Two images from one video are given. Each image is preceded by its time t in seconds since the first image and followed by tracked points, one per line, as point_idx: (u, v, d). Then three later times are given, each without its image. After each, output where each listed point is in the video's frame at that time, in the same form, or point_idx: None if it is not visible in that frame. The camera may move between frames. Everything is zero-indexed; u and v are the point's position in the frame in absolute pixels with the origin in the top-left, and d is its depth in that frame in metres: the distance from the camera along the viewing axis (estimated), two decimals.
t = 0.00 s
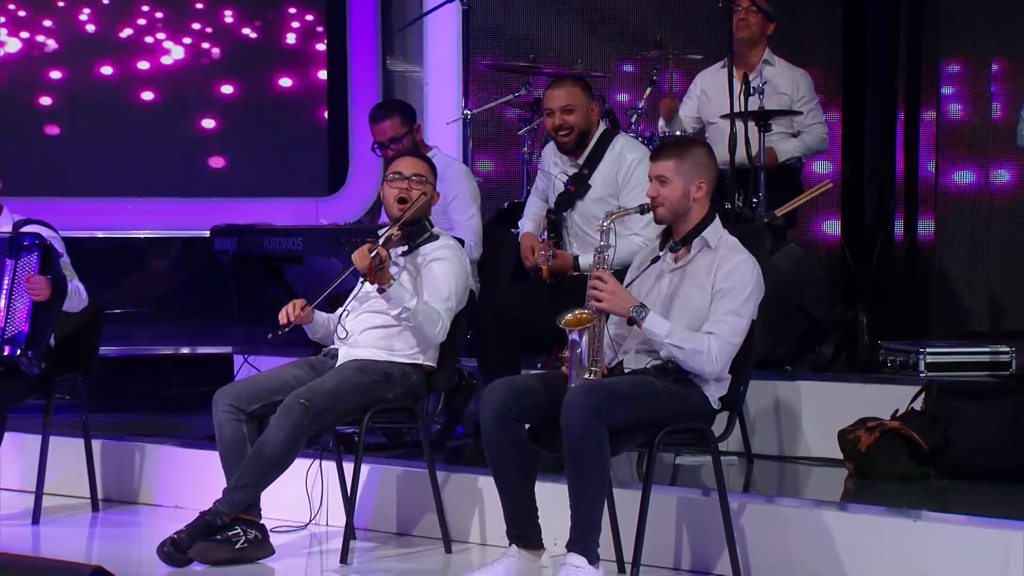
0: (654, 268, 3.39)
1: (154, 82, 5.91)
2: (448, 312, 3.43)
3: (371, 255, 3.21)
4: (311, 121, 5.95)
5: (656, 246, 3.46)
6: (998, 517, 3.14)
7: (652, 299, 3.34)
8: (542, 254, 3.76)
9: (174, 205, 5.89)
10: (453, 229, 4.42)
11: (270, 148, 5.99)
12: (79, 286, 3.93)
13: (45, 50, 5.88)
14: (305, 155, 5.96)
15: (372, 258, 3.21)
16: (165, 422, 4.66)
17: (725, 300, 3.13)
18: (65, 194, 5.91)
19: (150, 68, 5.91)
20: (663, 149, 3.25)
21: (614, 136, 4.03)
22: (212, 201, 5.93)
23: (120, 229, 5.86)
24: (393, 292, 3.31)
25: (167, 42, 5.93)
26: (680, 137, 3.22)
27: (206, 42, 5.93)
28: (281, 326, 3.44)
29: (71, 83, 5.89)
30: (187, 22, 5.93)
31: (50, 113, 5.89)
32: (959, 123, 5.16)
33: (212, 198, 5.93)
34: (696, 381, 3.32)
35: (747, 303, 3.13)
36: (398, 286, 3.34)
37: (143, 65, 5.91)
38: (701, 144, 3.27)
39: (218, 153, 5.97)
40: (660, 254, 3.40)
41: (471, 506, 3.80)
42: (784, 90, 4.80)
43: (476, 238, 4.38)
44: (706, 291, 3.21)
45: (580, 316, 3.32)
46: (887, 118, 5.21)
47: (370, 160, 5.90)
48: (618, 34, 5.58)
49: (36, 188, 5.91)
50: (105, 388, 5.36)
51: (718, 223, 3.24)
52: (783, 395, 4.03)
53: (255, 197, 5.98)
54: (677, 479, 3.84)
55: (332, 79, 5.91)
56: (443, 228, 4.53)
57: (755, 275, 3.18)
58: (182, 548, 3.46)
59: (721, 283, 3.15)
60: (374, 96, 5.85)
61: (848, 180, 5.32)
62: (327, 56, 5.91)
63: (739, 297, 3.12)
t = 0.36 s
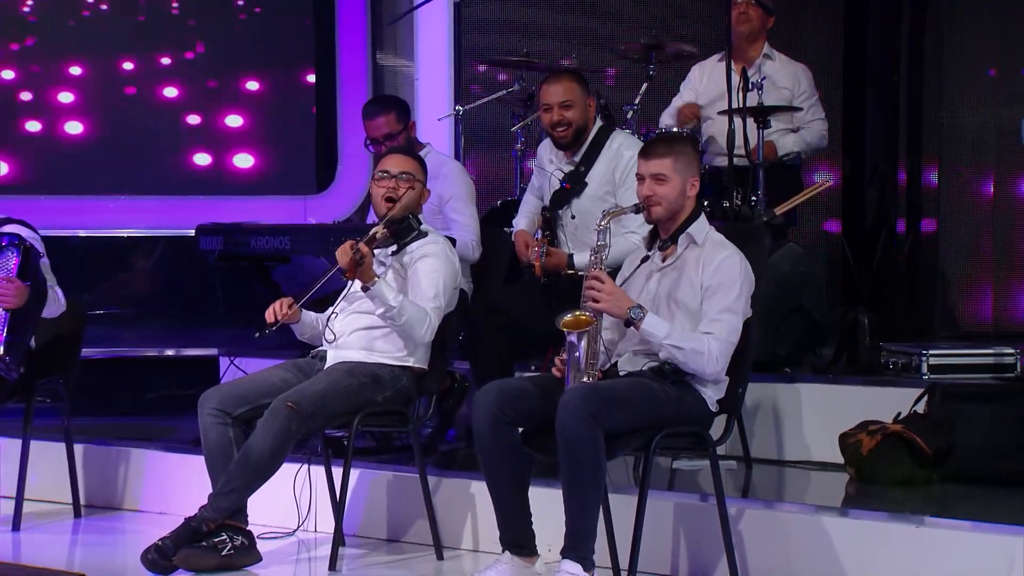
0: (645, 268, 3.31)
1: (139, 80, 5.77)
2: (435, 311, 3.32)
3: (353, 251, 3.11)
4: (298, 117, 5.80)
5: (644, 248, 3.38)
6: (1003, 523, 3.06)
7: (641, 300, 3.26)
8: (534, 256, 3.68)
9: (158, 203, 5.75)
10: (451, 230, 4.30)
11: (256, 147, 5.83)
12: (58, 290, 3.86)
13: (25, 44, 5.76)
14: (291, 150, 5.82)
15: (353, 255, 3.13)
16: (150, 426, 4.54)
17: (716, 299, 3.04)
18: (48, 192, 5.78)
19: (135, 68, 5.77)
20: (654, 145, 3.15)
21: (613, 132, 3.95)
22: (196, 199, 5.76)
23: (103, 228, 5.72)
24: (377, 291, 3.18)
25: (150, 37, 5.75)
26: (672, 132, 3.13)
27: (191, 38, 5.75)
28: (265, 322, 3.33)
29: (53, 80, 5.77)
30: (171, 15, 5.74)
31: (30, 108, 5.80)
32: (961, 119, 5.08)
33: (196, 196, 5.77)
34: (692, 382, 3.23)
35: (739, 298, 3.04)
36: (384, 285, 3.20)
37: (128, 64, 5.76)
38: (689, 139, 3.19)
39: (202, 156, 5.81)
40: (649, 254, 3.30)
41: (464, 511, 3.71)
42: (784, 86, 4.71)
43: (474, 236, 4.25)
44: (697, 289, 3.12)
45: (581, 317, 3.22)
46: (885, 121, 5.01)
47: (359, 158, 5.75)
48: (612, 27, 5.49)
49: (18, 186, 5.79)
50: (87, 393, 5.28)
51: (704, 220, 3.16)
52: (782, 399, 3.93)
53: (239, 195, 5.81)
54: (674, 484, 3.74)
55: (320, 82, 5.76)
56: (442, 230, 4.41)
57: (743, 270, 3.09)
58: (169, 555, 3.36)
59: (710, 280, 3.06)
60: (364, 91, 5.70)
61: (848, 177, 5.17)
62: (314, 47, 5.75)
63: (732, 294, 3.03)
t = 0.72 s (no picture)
0: (645, 266, 3.22)
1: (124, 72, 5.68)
2: (434, 314, 3.25)
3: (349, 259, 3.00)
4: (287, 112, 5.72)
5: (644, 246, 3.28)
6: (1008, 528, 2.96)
7: (642, 299, 3.17)
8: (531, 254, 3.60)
9: (146, 201, 5.65)
10: (449, 231, 4.23)
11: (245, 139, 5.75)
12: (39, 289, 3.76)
13: (9, 38, 5.64)
14: (285, 146, 5.73)
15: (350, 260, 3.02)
16: (138, 429, 4.45)
17: (717, 295, 2.96)
18: (31, 190, 5.66)
19: (119, 58, 5.67)
20: (646, 141, 3.07)
21: (614, 129, 3.85)
22: (185, 198, 5.68)
23: (88, 226, 5.61)
24: (374, 297, 3.08)
25: (138, 30, 5.68)
26: (663, 129, 3.05)
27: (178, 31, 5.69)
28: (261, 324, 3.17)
29: (37, 75, 5.65)
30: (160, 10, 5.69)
31: (14, 105, 5.65)
32: (969, 116, 5.01)
33: (185, 195, 5.69)
34: (691, 383, 3.14)
35: (740, 296, 2.96)
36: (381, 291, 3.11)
37: (113, 57, 5.67)
38: (683, 135, 3.11)
39: (193, 150, 5.73)
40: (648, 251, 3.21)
41: (458, 516, 3.62)
42: (786, 81, 4.62)
43: (473, 237, 4.18)
44: (698, 286, 3.04)
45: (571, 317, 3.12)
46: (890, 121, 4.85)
47: (350, 156, 5.64)
48: (609, 21, 5.41)
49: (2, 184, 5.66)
50: (72, 395, 5.18)
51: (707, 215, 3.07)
52: (784, 402, 3.83)
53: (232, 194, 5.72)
54: (674, 489, 3.64)
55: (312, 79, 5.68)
56: (440, 230, 4.35)
57: (746, 266, 3.01)
58: (155, 560, 3.25)
59: (711, 277, 2.98)
60: (356, 96, 5.61)
61: (852, 173, 5.02)
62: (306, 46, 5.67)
63: (733, 291, 2.95)
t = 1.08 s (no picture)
0: (647, 267, 3.14)
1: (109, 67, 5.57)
2: (430, 318, 3.15)
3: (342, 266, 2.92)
4: (277, 110, 5.66)
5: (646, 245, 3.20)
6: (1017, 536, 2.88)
7: (644, 300, 3.09)
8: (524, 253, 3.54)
9: (129, 199, 5.56)
10: (439, 229, 4.12)
11: (233, 133, 5.68)
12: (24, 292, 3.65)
13: None
14: (278, 145, 5.67)
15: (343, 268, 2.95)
16: (123, 433, 4.35)
17: (721, 302, 2.88)
18: (15, 188, 5.54)
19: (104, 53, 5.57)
20: (656, 139, 2.99)
21: (609, 125, 3.78)
22: (170, 196, 5.60)
23: (71, 225, 5.51)
24: (369, 304, 3.02)
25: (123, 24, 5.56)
26: (674, 126, 2.99)
27: (163, 24, 5.56)
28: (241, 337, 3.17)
29: (21, 71, 5.54)
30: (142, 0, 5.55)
31: None
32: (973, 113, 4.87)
33: (170, 193, 5.60)
34: (691, 390, 3.04)
35: (745, 303, 2.88)
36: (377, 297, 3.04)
37: (97, 50, 5.56)
38: (692, 132, 3.03)
39: (175, 143, 5.65)
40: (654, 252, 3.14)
41: (451, 522, 3.52)
42: (786, 78, 4.55)
43: (464, 234, 4.07)
44: (702, 291, 2.96)
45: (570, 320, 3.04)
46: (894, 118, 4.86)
47: (341, 153, 5.60)
48: (607, 18, 5.32)
49: None
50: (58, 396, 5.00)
51: (713, 218, 2.99)
52: (786, 406, 3.74)
53: (218, 191, 5.65)
54: (672, 495, 3.56)
55: (302, 73, 5.63)
56: (430, 229, 4.24)
57: (753, 272, 2.93)
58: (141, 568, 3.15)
59: (717, 282, 2.91)
60: (347, 93, 5.59)
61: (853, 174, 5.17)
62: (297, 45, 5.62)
63: (738, 297, 2.87)
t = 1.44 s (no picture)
0: (645, 268, 3.03)
1: (97, 64, 5.40)
2: (407, 318, 3.04)
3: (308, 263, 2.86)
4: (268, 110, 5.45)
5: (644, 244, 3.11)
6: None
7: (641, 302, 3.00)
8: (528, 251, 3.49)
9: (120, 199, 5.39)
10: (432, 227, 4.07)
11: (223, 133, 5.47)
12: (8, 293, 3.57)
13: None
14: (269, 143, 5.46)
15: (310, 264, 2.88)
16: (112, 437, 4.25)
17: (721, 300, 2.79)
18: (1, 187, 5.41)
19: (94, 52, 5.40)
20: (655, 137, 2.91)
21: (610, 119, 3.70)
22: (158, 194, 5.42)
23: (60, 224, 5.37)
24: (340, 300, 2.94)
25: (111, 19, 5.40)
26: (671, 124, 2.91)
27: (152, 19, 5.41)
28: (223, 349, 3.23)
29: (6, 65, 5.39)
30: None
31: None
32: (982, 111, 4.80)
33: (158, 191, 5.42)
34: (692, 389, 2.95)
35: (746, 301, 2.79)
36: (347, 293, 2.96)
37: (85, 48, 5.40)
38: (693, 131, 2.95)
39: (165, 144, 5.44)
40: (652, 254, 3.03)
41: (447, 528, 3.44)
42: (790, 71, 4.46)
43: (454, 232, 4.04)
44: (700, 289, 2.87)
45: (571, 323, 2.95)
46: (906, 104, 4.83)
47: (334, 150, 5.40)
48: (606, 10, 5.22)
49: None
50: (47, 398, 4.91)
51: (709, 216, 2.91)
52: (790, 410, 3.65)
53: (207, 188, 5.46)
54: (674, 500, 3.47)
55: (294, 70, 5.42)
56: (423, 224, 4.18)
57: (752, 269, 2.84)
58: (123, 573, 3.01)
59: (715, 280, 2.82)
60: (340, 89, 5.37)
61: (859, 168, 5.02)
62: (288, 38, 5.40)
63: (738, 295, 2.78)
